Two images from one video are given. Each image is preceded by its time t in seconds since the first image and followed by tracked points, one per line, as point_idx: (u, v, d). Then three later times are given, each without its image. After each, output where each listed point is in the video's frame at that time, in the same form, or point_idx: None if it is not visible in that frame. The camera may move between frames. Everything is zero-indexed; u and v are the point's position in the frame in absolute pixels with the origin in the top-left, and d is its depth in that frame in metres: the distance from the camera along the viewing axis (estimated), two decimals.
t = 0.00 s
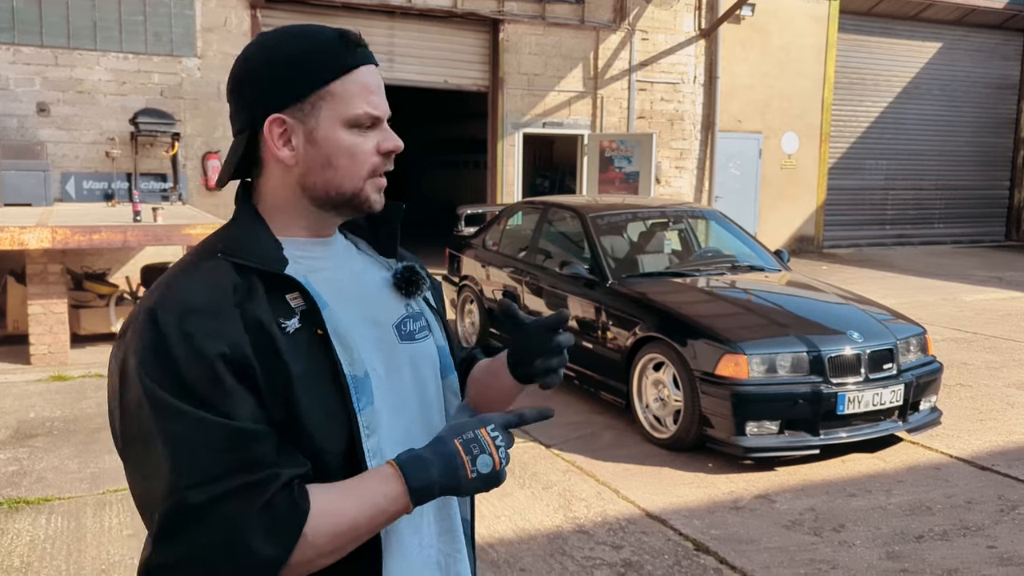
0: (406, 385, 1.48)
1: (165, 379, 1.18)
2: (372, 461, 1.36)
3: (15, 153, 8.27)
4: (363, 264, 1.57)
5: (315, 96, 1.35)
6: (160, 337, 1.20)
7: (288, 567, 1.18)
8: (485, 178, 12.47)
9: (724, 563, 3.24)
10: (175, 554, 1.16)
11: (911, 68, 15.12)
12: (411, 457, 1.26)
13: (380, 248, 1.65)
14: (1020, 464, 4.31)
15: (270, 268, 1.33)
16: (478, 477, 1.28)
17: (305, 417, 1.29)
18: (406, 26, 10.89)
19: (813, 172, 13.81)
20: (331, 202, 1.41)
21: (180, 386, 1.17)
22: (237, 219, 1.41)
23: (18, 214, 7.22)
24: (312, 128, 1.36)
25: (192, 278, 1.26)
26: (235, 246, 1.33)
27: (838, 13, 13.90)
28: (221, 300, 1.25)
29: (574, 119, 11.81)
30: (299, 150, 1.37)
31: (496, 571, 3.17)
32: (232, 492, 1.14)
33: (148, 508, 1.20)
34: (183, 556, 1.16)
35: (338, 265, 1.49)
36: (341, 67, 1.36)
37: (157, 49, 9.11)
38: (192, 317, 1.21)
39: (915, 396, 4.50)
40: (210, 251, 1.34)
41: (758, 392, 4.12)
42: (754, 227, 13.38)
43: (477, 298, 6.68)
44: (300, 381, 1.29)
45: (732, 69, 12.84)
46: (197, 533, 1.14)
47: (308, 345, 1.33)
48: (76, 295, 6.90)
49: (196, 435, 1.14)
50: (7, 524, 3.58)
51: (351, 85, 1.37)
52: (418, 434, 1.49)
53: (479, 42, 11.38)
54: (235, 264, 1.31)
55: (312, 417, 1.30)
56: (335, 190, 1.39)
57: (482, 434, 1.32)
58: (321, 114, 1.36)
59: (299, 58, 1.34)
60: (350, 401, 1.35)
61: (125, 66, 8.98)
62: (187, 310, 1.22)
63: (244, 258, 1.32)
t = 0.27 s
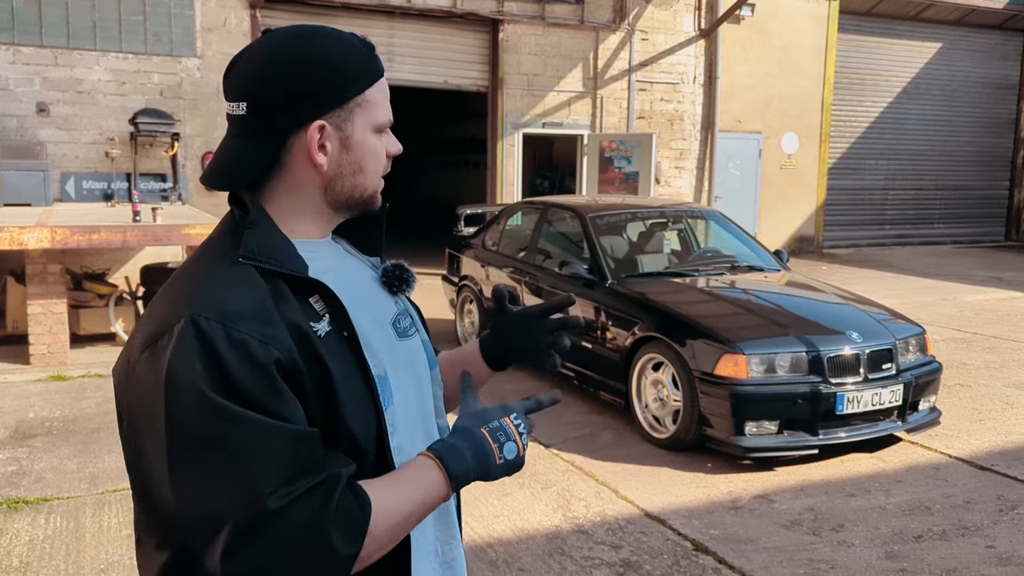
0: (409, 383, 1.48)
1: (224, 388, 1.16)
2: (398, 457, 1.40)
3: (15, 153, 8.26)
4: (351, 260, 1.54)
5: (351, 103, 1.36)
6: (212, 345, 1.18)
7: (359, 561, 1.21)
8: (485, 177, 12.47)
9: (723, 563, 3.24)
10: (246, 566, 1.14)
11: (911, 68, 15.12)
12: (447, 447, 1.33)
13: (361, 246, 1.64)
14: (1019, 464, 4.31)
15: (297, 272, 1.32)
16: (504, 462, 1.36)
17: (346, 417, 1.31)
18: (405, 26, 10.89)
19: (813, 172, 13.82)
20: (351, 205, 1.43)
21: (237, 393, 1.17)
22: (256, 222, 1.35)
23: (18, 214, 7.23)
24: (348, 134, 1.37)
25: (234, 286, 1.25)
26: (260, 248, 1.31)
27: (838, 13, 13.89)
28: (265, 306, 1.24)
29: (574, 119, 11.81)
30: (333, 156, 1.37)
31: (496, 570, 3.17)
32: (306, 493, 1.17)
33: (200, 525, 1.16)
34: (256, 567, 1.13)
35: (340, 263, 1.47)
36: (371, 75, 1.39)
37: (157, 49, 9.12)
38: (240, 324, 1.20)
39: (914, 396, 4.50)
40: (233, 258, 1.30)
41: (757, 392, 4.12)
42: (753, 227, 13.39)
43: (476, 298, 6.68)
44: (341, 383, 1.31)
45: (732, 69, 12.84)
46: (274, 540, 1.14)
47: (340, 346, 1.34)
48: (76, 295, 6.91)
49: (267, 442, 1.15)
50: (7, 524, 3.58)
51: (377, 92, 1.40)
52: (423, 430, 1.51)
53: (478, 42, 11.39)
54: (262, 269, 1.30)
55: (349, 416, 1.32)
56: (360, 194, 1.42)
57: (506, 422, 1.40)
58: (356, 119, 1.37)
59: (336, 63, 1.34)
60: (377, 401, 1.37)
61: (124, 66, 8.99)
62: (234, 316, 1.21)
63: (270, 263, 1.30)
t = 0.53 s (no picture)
0: (410, 377, 1.49)
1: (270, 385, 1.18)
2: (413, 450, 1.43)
3: (15, 152, 8.26)
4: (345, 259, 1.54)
5: (355, 102, 1.36)
6: (254, 345, 1.18)
7: (411, 542, 1.25)
8: (485, 177, 12.48)
9: (723, 562, 3.24)
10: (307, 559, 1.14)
11: (912, 67, 15.12)
12: (468, 425, 1.36)
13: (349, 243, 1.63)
14: (1019, 464, 4.31)
15: (313, 270, 1.32)
16: (519, 435, 1.39)
17: (374, 412, 1.33)
18: (405, 25, 10.88)
19: (813, 172, 13.82)
20: (351, 203, 1.44)
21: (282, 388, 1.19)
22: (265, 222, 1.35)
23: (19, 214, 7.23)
24: (352, 134, 1.37)
25: (269, 286, 1.25)
26: (277, 247, 1.31)
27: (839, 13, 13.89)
28: (300, 304, 1.26)
29: (574, 118, 11.81)
30: (337, 155, 1.37)
31: (496, 570, 3.17)
32: (358, 481, 1.19)
33: (254, 525, 1.15)
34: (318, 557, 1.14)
35: (338, 262, 1.47)
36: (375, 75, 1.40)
37: (157, 49, 9.12)
38: (278, 322, 1.21)
39: (914, 396, 4.50)
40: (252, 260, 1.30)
41: (757, 391, 4.12)
42: (754, 227, 13.38)
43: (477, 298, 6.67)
44: (368, 378, 1.34)
45: (732, 68, 12.84)
46: (334, 530, 1.15)
47: (361, 343, 1.36)
48: (76, 294, 6.91)
49: (319, 434, 1.17)
50: (7, 523, 3.58)
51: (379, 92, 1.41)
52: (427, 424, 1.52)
53: (479, 42, 11.39)
54: (282, 269, 1.30)
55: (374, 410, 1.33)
56: (362, 193, 1.43)
57: (515, 396, 1.42)
58: (359, 118, 1.38)
59: (343, 62, 1.34)
60: (395, 396, 1.39)
61: (125, 66, 8.99)
62: (270, 316, 1.22)
63: (290, 263, 1.31)
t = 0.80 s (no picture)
0: (412, 373, 1.49)
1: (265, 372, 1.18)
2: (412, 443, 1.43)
3: (15, 152, 8.26)
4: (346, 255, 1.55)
5: (345, 99, 1.35)
6: (248, 332, 1.19)
7: (409, 530, 1.24)
8: (485, 177, 12.48)
9: (723, 562, 3.24)
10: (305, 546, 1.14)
11: (912, 67, 15.12)
12: (469, 413, 1.36)
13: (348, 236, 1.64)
14: (1019, 463, 4.31)
15: (312, 264, 1.34)
16: (520, 419, 1.40)
17: (372, 404, 1.33)
18: (405, 25, 10.87)
19: (813, 172, 13.82)
20: (345, 204, 1.43)
21: (276, 376, 1.19)
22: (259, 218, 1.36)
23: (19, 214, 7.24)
24: (342, 132, 1.36)
25: (265, 277, 1.26)
26: (273, 241, 1.32)
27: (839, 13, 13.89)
28: (294, 294, 1.26)
29: (574, 118, 11.81)
30: (326, 153, 1.37)
31: (496, 569, 3.17)
32: (354, 466, 1.19)
33: (251, 514, 1.15)
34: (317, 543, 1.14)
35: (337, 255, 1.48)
36: (369, 72, 1.38)
37: (157, 49, 9.13)
38: (272, 311, 1.22)
39: (914, 395, 4.50)
40: (246, 253, 1.30)
41: (757, 391, 4.12)
42: (754, 227, 13.38)
43: (477, 298, 6.67)
44: (365, 370, 1.34)
45: (733, 68, 12.84)
46: (334, 514, 1.15)
47: (359, 336, 1.36)
48: (76, 294, 6.91)
49: (316, 418, 1.17)
50: (8, 522, 3.58)
51: (373, 89, 1.39)
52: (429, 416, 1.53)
53: (479, 42, 11.39)
54: (279, 262, 1.31)
55: (372, 399, 1.34)
56: (355, 194, 1.41)
57: (514, 380, 1.43)
58: (348, 117, 1.36)
59: (332, 60, 1.34)
60: (394, 390, 1.39)
61: (125, 66, 8.99)
62: (265, 305, 1.22)
63: (288, 257, 1.31)
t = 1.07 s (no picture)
0: (415, 373, 1.48)
1: (215, 372, 1.18)
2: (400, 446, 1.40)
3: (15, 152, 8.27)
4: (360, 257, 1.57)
5: (291, 91, 1.36)
6: (204, 330, 1.19)
7: (346, 548, 1.20)
8: (485, 177, 12.48)
9: (724, 562, 3.24)
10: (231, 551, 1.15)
11: (912, 68, 15.12)
12: (453, 429, 1.33)
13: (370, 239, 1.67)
14: (1019, 463, 4.31)
15: (294, 261, 1.34)
16: (512, 454, 1.34)
17: (345, 406, 1.32)
18: (405, 25, 10.87)
19: (813, 172, 13.82)
20: (308, 201, 1.41)
21: (226, 377, 1.18)
22: (245, 214, 1.40)
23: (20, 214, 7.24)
24: (287, 124, 1.37)
25: (233, 274, 1.27)
26: (257, 238, 1.34)
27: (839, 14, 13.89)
28: (263, 293, 1.26)
29: (575, 118, 11.81)
30: (277, 146, 1.39)
31: (497, 569, 3.17)
32: (290, 477, 1.17)
33: (189, 512, 1.17)
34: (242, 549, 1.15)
35: (344, 255, 1.51)
36: (319, 64, 1.36)
37: (158, 49, 9.13)
38: (234, 309, 1.22)
39: (915, 395, 4.50)
40: (227, 249, 1.33)
41: (757, 391, 4.12)
42: (754, 227, 13.37)
43: (477, 298, 6.68)
44: (338, 370, 1.32)
45: (733, 69, 12.85)
46: (261, 523, 1.15)
47: (339, 334, 1.35)
48: (77, 294, 6.92)
49: (255, 425, 1.15)
50: (9, 522, 3.59)
51: (327, 81, 1.36)
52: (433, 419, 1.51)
53: (479, 42, 11.39)
54: (260, 259, 1.32)
55: (348, 399, 1.33)
56: (310, 189, 1.39)
57: (523, 416, 1.39)
58: (294, 108, 1.36)
59: (283, 54, 1.35)
60: (378, 390, 1.38)
61: (126, 66, 9.00)
62: (228, 302, 1.22)
63: (270, 254, 1.33)
